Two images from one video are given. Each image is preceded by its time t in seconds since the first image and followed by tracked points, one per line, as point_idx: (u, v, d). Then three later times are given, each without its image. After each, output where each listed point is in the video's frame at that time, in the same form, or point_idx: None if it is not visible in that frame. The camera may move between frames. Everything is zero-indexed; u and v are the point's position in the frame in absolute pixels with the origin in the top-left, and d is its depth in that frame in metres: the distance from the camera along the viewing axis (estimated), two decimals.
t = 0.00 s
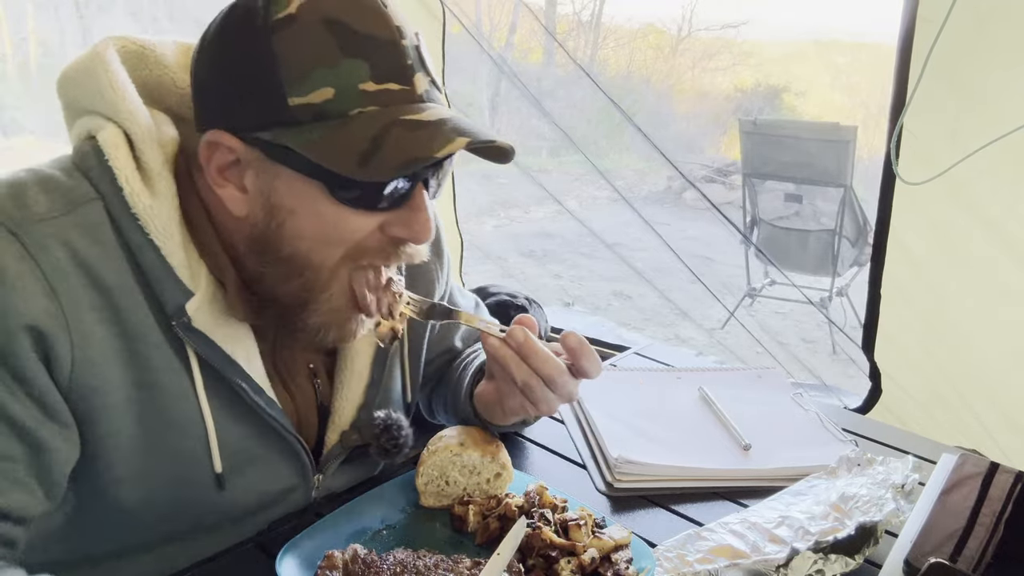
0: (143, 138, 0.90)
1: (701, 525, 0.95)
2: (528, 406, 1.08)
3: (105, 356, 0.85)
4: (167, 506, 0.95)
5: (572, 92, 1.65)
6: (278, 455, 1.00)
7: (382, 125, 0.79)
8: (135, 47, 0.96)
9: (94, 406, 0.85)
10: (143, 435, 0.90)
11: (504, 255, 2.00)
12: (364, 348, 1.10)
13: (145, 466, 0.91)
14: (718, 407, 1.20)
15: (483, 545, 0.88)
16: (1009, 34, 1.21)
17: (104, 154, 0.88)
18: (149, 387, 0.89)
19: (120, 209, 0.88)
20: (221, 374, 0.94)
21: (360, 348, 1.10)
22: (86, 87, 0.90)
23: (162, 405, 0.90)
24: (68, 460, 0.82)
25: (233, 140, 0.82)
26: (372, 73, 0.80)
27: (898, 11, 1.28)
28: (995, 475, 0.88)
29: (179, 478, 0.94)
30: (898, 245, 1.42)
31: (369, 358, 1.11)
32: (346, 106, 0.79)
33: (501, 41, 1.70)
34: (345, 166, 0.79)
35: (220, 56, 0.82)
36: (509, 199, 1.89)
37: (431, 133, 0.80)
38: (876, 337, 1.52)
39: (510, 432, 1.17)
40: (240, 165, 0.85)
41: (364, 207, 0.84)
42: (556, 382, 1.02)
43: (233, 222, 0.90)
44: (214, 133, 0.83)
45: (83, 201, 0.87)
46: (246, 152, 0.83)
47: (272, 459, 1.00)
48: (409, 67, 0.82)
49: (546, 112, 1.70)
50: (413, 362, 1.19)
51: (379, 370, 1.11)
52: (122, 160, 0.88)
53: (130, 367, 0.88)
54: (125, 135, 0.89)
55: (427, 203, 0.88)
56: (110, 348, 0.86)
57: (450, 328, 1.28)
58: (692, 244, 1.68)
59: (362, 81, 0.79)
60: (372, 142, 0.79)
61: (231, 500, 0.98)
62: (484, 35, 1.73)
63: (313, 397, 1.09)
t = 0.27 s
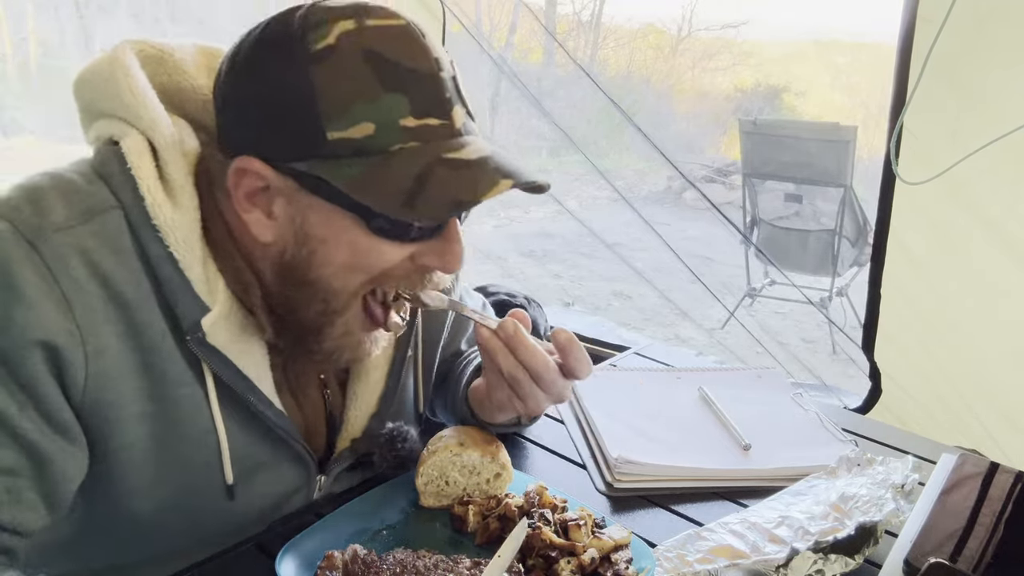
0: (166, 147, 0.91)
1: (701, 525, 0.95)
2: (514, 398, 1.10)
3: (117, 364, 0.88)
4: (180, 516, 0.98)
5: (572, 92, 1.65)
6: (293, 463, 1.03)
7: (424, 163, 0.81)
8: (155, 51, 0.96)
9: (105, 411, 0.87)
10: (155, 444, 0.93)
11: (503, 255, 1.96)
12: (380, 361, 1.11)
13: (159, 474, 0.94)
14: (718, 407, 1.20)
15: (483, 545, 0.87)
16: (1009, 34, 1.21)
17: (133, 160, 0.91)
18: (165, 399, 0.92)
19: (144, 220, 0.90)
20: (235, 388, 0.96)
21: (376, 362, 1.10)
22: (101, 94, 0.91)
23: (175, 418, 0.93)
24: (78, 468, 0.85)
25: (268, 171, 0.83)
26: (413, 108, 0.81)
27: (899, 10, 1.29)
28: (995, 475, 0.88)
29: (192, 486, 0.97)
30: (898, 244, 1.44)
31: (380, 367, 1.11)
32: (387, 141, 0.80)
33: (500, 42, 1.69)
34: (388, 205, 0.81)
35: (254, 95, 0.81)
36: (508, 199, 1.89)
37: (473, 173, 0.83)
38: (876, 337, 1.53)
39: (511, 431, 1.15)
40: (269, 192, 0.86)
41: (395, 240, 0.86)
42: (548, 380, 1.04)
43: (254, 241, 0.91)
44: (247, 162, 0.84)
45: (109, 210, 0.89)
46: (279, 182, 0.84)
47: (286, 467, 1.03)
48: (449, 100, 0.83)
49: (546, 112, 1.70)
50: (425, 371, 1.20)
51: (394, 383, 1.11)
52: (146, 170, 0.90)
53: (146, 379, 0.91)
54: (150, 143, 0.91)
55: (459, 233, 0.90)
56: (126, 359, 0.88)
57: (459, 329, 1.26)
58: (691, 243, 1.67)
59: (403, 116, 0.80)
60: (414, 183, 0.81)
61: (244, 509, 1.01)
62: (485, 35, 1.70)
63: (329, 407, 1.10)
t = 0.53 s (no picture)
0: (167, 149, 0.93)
1: (701, 525, 0.95)
2: (510, 396, 1.18)
3: (115, 361, 0.94)
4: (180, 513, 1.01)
5: (572, 93, 1.38)
6: (293, 457, 1.10)
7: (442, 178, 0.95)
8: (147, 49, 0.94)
9: (101, 404, 0.93)
10: (159, 442, 0.99)
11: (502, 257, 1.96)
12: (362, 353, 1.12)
13: (158, 465, 0.99)
14: (718, 407, 1.20)
15: (483, 545, 0.87)
16: (1007, 34, 1.42)
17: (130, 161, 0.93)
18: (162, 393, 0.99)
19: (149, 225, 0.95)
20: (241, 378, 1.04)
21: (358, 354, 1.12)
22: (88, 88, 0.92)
23: (178, 416, 1.00)
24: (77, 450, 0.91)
25: (276, 175, 0.92)
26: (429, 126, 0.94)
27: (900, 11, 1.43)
28: (995, 475, 0.89)
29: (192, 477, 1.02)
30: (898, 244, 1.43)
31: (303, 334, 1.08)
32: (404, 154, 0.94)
33: (499, 41, 1.33)
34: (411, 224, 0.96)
35: (265, 103, 0.89)
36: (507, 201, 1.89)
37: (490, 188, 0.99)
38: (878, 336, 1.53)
39: (510, 433, 1.19)
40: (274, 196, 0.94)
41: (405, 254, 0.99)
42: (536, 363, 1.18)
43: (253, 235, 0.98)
44: (257, 165, 0.91)
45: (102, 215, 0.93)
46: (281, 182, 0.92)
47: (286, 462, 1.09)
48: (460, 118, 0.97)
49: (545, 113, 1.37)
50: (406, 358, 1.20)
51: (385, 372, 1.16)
52: (148, 171, 0.93)
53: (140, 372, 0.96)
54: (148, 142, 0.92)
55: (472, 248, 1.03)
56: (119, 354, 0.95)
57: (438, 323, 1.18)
58: (692, 243, 1.44)
59: (419, 133, 0.94)
60: (432, 200, 0.95)
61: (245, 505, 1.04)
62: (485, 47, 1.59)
63: (318, 412, 1.12)
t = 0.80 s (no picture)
0: (145, 135, 0.85)
1: (701, 525, 0.95)
2: (510, 392, 1.13)
3: (110, 360, 0.92)
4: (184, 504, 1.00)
5: (572, 92, 1.65)
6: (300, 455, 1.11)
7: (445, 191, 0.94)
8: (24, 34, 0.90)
9: (95, 404, 0.91)
10: (156, 443, 0.96)
11: (504, 256, 1.99)
12: (283, 319, 1.07)
13: (159, 462, 0.97)
14: (718, 407, 1.20)
15: (483, 545, 0.87)
16: (1009, 31, 1.20)
17: (116, 153, 0.87)
18: (165, 386, 0.97)
19: (142, 222, 0.91)
20: (243, 377, 1.03)
21: (279, 318, 1.07)
22: None
23: (176, 416, 0.97)
24: (70, 449, 0.91)
25: (272, 148, 0.91)
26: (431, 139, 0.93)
27: (898, 11, 1.27)
28: (996, 475, 0.89)
29: (196, 474, 1.00)
30: (898, 244, 1.42)
31: (290, 328, 1.07)
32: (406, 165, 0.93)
33: (501, 41, 1.71)
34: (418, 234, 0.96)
35: (260, 96, 0.87)
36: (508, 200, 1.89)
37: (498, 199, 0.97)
38: (876, 338, 1.52)
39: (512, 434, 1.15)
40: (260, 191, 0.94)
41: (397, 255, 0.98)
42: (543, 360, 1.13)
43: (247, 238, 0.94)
44: (249, 139, 0.89)
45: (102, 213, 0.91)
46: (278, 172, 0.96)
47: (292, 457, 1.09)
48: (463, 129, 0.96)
49: (546, 111, 1.69)
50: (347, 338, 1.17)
51: (302, 342, 1.08)
52: (136, 161, 0.87)
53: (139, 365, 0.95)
54: (125, 129, 0.85)
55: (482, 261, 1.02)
56: (116, 348, 0.93)
57: (398, 308, 1.23)
58: (692, 243, 1.69)
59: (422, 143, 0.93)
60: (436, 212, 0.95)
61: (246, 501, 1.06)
62: (484, 34, 1.74)
63: (320, 414, 1.09)
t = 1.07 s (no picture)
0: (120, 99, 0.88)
1: (700, 525, 0.95)
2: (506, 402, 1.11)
3: (117, 357, 0.92)
4: (190, 502, 1.00)
5: (572, 92, 1.65)
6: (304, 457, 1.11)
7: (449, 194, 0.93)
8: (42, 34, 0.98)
9: (100, 398, 0.91)
10: (161, 442, 0.96)
11: (504, 256, 2.00)
12: (290, 316, 1.07)
13: (163, 461, 0.96)
14: (719, 407, 1.20)
15: (483, 545, 0.87)
16: (1009, 33, 1.20)
17: (95, 119, 0.90)
18: (170, 385, 0.96)
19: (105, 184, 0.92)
20: (247, 375, 1.04)
21: (285, 315, 1.07)
22: None
23: (181, 416, 0.97)
24: (74, 449, 0.90)
25: (229, 115, 0.90)
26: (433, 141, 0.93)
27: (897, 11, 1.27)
28: (995, 474, 0.88)
29: (199, 472, 0.99)
30: (898, 244, 1.42)
31: (295, 325, 1.07)
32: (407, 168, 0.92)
33: (501, 41, 1.71)
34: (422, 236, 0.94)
35: (217, 54, 0.87)
36: (508, 199, 1.90)
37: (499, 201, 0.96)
38: (876, 338, 1.52)
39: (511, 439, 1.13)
40: (217, 164, 0.92)
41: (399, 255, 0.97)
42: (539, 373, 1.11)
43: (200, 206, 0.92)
44: (204, 101, 0.88)
45: (101, 197, 0.93)
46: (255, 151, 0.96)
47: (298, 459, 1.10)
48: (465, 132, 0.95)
49: (546, 112, 1.70)
50: (353, 339, 1.17)
51: (308, 339, 1.08)
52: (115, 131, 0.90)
53: (146, 364, 0.95)
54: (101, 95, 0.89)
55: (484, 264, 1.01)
56: (123, 347, 0.93)
57: (403, 308, 1.24)
58: (692, 243, 1.69)
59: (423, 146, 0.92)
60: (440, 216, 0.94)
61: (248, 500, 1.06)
62: (484, 34, 1.74)
63: (324, 413, 1.08)
